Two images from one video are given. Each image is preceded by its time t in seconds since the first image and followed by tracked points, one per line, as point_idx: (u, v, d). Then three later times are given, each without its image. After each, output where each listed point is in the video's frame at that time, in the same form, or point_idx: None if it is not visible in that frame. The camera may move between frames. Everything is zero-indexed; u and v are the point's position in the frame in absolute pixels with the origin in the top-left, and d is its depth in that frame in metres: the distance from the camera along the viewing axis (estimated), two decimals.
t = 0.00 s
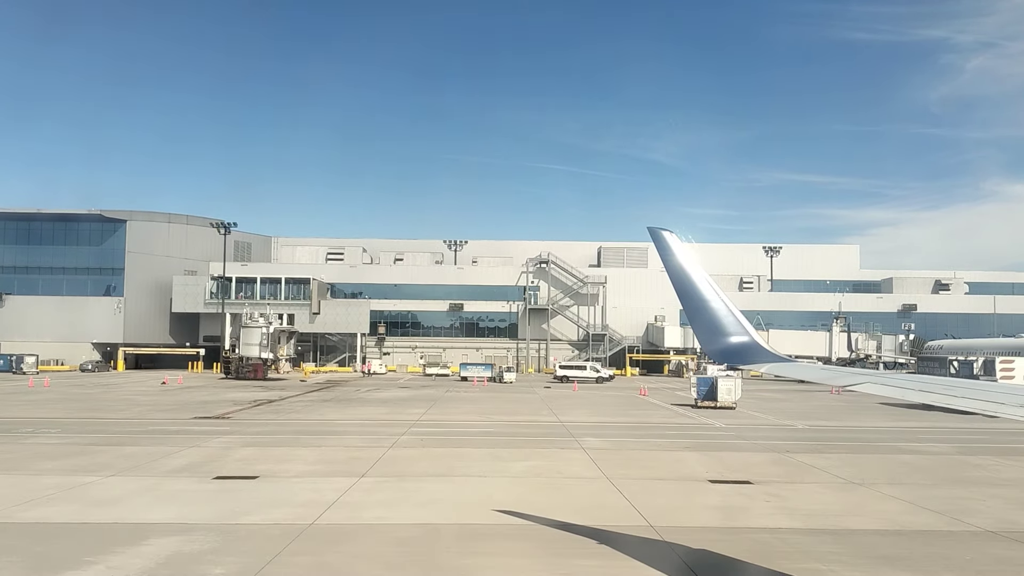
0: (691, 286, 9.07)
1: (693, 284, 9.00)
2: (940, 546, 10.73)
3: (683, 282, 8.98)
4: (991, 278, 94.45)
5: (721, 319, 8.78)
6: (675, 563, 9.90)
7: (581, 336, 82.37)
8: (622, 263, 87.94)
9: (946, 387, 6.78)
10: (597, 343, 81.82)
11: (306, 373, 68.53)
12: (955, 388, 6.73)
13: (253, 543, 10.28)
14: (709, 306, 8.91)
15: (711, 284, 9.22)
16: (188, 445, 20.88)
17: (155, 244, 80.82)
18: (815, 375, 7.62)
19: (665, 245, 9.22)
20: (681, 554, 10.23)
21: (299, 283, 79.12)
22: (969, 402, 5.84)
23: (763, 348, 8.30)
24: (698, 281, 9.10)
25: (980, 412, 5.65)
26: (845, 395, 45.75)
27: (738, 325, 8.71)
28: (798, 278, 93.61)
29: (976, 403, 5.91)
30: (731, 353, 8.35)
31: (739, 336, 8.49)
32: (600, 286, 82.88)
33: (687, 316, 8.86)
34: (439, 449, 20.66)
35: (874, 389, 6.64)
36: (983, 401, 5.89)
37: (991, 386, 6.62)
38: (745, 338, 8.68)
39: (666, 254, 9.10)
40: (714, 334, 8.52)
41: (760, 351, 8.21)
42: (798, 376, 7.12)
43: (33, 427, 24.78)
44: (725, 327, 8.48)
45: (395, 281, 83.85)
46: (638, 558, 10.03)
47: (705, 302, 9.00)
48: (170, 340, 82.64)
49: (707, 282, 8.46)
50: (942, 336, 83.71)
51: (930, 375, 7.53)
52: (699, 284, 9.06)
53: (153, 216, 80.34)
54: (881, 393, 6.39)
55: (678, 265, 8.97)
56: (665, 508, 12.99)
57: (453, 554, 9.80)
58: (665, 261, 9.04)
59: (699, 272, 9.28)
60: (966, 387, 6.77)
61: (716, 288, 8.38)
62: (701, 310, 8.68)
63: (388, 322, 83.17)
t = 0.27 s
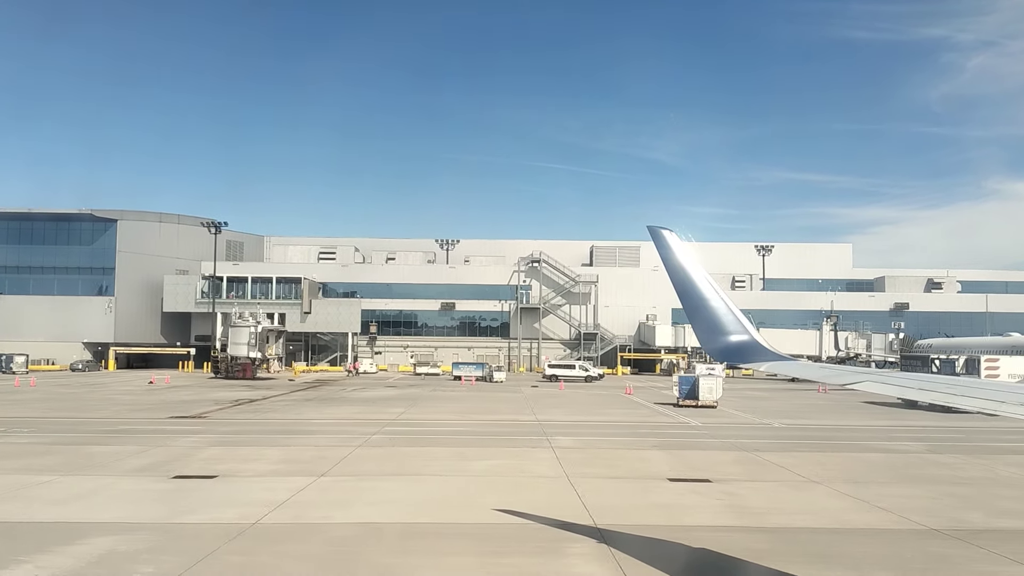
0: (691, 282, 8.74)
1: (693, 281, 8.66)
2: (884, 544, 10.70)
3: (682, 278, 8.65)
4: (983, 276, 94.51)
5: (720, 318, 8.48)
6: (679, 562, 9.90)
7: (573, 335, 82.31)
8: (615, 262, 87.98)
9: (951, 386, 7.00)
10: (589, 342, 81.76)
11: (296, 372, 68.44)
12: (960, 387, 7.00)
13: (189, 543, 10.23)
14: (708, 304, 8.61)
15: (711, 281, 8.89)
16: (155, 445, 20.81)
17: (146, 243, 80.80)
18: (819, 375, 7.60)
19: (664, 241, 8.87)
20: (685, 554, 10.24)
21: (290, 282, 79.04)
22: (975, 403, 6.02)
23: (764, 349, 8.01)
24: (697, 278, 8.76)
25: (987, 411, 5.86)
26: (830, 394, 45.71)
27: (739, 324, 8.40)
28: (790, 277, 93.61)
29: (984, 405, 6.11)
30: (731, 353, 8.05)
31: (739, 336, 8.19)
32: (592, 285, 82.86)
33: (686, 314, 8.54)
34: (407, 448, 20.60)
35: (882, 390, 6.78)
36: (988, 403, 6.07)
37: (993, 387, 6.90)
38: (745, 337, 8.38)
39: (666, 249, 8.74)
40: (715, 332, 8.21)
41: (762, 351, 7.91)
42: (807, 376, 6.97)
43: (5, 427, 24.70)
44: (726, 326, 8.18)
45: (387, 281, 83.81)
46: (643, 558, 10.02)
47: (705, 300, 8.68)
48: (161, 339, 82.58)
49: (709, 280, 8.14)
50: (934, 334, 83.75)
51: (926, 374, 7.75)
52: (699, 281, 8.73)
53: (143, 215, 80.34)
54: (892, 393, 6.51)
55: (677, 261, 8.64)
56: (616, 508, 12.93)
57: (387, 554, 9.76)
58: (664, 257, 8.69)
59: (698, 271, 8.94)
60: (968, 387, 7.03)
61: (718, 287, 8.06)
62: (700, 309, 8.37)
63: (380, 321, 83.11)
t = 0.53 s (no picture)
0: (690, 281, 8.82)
1: (693, 279, 8.72)
2: (824, 542, 10.73)
3: (682, 277, 8.71)
4: (974, 275, 94.55)
5: (720, 316, 8.54)
6: (679, 564, 9.85)
7: (565, 334, 82.23)
8: (606, 261, 87.98)
9: (949, 384, 6.78)
10: (580, 342, 81.71)
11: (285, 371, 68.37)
12: (958, 386, 6.76)
13: (125, 544, 10.27)
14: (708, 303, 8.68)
15: (711, 280, 8.97)
16: (122, 444, 20.76)
17: (137, 242, 80.69)
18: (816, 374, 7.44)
19: (664, 242, 8.96)
20: (686, 556, 10.21)
21: (281, 281, 78.94)
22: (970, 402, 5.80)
23: (762, 346, 8.07)
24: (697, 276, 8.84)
25: (981, 409, 5.68)
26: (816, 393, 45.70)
27: (739, 322, 8.47)
28: (781, 276, 93.69)
29: (977, 401, 5.94)
30: (731, 351, 8.10)
31: (739, 334, 8.25)
32: (583, 285, 82.88)
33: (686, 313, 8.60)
34: (374, 446, 20.59)
35: (879, 388, 6.63)
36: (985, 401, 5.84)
37: (990, 385, 6.73)
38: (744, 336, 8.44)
39: (666, 249, 8.83)
40: (714, 331, 8.29)
41: (761, 350, 7.93)
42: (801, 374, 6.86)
43: None
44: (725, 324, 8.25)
45: (378, 280, 83.66)
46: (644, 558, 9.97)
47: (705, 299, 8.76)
48: (152, 339, 82.46)
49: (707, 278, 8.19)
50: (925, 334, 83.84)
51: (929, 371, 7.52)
52: (699, 279, 8.79)
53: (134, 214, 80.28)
54: (887, 391, 6.36)
55: (677, 260, 8.72)
56: (565, 506, 12.96)
57: (316, 554, 9.77)
58: (664, 256, 8.77)
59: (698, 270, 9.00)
60: (970, 386, 6.78)
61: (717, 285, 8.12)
62: (699, 307, 8.43)
63: (371, 320, 82.96)
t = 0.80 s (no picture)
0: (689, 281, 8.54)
1: (692, 279, 8.45)
2: (764, 541, 10.73)
3: (681, 277, 8.43)
4: (966, 275, 94.49)
5: (720, 317, 8.25)
6: (680, 564, 9.71)
7: (556, 334, 82.10)
8: (598, 261, 87.96)
9: (946, 385, 6.67)
10: (571, 341, 81.62)
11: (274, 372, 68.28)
12: (956, 385, 6.64)
13: (60, 543, 10.27)
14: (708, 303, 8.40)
15: (711, 280, 8.68)
16: (88, 444, 20.71)
17: (127, 242, 80.58)
18: (814, 374, 7.27)
19: (663, 240, 8.68)
20: (688, 556, 10.07)
21: (271, 281, 78.81)
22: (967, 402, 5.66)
23: (764, 348, 7.77)
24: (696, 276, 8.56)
25: (982, 410, 5.51)
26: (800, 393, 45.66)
27: (740, 323, 8.17)
28: (773, 276, 93.64)
29: (976, 402, 5.80)
30: (731, 352, 7.83)
31: (739, 335, 7.97)
32: (574, 284, 82.83)
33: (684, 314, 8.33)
34: (341, 447, 20.55)
35: (876, 388, 6.50)
36: (981, 402, 5.71)
37: (988, 386, 6.59)
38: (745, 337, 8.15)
39: (665, 248, 8.55)
40: (714, 332, 7.99)
41: (761, 352, 7.68)
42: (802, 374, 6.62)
43: None
44: (725, 325, 7.95)
45: (369, 280, 83.54)
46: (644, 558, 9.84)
47: (705, 300, 8.48)
48: (143, 339, 82.36)
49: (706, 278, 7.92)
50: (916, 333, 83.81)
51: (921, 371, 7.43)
52: (699, 280, 8.51)
53: (125, 215, 80.19)
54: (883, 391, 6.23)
55: (676, 260, 8.43)
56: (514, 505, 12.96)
57: (248, 553, 9.79)
58: (663, 256, 8.49)
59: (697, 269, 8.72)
60: (966, 385, 6.69)
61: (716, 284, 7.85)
62: (699, 307, 8.14)
63: (362, 321, 82.77)
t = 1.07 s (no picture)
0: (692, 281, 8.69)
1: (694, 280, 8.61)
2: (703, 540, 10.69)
3: (682, 277, 8.58)
4: (959, 274, 94.40)
5: (722, 317, 8.31)
6: (682, 562, 9.64)
7: (548, 333, 82.06)
8: (591, 260, 87.96)
9: (951, 385, 6.42)
10: (563, 341, 81.57)
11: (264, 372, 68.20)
12: (961, 386, 6.41)
13: None
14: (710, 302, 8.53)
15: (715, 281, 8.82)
16: (54, 444, 20.65)
17: (119, 241, 80.61)
18: (814, 374, 7.17)
19: (666, 242, 8.84)
20: (688, 555, 9.99)
21: (263, 281, 78.79)
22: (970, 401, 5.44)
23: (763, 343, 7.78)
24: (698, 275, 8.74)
25: (981, 410, 5.24)
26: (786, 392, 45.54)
27: (741, 322, 8.21)
28: (766, 275, 93.61)
29: (980, 401, 5.56)
30: (731, 351, 7.86)
31: (740, 334, 7.99)
32: (567, 284, 82.79)
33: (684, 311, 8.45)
34: (307, 446, 20.48)
35: (877, 387, 6.34)
36: (985, 401, 5.49)
37: (995, 386, 6.35)
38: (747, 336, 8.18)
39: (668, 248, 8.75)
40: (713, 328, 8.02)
41: (761, 350, 7.72)
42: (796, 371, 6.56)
43: None
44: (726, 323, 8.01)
45: (361, 279, 83.50)
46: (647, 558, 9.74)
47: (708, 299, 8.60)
48: (135, 339, 82.36)
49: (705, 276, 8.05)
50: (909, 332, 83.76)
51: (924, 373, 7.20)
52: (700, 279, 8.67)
53: (116, 214, 80.26)
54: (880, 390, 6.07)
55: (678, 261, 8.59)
56: (462, 504, 12.91)
57: (178, 554, 9.75)
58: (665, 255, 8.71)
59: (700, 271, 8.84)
60: (970, 386, 6.43)
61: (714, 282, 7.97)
62: (698, 306, 8.26)
63: (354, 320, 82.64)
